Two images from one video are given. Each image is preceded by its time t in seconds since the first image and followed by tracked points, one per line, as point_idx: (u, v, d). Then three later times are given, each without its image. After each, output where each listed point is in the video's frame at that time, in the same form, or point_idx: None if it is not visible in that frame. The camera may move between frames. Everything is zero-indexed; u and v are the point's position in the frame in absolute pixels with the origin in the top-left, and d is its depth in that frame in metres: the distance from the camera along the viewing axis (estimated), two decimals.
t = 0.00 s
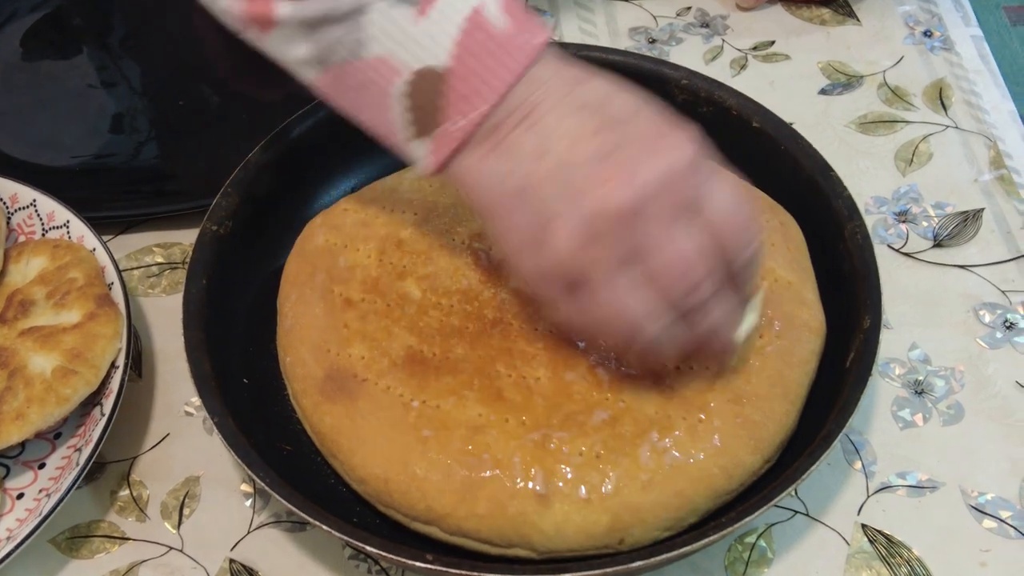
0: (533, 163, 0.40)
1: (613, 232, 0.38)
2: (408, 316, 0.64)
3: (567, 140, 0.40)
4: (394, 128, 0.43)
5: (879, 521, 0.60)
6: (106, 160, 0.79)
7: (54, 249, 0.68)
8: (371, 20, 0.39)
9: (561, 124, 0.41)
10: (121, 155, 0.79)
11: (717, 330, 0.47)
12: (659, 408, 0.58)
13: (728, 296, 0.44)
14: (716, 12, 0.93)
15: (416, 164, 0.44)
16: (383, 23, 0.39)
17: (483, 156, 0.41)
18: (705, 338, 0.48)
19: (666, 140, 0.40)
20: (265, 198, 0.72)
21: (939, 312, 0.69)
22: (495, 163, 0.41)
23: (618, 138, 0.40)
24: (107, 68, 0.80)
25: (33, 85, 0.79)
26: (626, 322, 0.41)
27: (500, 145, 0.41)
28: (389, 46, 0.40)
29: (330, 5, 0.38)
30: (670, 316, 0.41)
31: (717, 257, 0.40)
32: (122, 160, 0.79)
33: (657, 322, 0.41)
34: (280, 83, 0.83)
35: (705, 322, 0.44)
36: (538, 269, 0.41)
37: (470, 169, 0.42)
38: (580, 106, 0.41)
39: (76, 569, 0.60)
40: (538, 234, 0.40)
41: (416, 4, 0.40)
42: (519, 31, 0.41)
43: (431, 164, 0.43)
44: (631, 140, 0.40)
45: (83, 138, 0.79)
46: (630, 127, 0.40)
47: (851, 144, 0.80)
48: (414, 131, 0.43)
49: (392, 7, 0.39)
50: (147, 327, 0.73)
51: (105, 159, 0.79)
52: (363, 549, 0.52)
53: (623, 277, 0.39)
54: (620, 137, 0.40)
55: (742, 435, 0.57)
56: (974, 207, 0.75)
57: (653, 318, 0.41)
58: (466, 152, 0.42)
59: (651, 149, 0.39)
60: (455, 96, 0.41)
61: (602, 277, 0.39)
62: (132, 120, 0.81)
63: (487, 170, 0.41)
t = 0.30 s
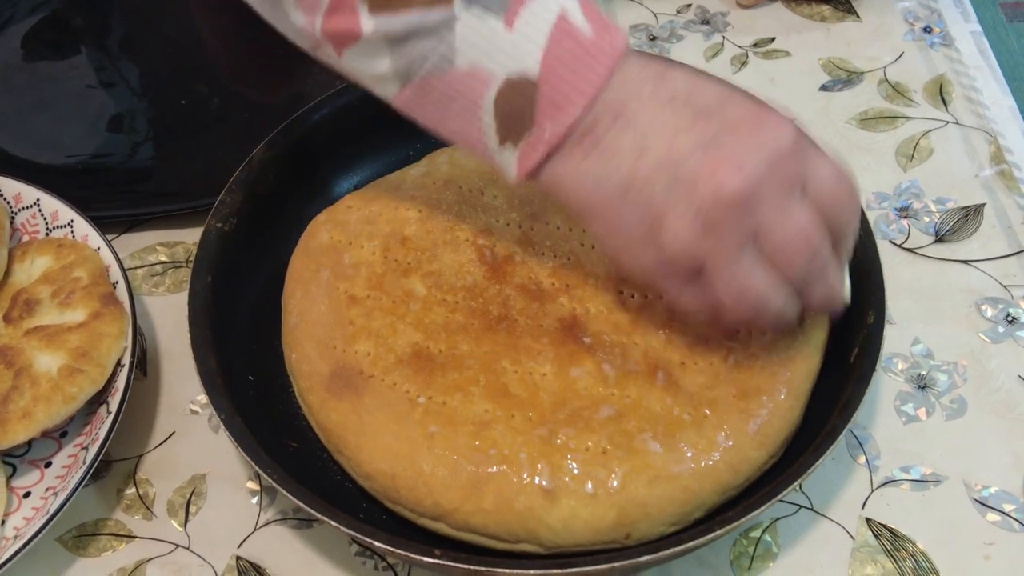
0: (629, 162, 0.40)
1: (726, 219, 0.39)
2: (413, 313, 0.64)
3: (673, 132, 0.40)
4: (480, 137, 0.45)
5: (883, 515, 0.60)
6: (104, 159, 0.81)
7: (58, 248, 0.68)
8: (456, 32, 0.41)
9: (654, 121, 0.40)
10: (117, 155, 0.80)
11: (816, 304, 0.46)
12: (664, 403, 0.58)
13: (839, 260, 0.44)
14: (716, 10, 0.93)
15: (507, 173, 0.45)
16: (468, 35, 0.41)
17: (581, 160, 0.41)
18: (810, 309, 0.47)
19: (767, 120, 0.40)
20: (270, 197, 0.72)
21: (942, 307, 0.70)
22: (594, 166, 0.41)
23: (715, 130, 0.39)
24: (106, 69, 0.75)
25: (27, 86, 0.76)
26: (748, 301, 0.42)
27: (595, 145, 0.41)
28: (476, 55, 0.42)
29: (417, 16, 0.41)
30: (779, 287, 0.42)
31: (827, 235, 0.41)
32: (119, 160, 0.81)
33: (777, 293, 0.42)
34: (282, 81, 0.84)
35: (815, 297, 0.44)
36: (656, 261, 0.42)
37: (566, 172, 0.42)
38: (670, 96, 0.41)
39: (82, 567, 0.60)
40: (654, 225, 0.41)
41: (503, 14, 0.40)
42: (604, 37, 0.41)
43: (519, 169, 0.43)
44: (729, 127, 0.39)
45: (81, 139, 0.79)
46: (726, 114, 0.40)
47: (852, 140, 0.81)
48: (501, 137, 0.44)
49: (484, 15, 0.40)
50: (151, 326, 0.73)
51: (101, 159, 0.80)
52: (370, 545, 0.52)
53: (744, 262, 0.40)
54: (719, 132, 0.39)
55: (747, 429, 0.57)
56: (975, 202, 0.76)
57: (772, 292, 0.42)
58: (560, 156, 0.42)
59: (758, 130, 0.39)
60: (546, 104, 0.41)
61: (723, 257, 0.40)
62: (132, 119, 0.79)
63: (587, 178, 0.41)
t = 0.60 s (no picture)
0: (620, 185, 0.46)
1: (717, 236, 0.46)
2: (411, 314, 0.64)
3: (645, 167, 0.46)
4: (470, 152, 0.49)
5: (878, 513, 0.60)
6: (102, 163, 0.82)
7: (57, 252, 0.69)
8: (449, 47, 0.45)
9: (645, 152, 0.47)
10: (113, 159, 0.81)
11: (816, 315, 0.52)
12: (661, 403, 0.58)
13: (831, 274, 0.50)
14: (711, 11, 0.94)
15: (496, 188, 0.50)
16: (461, 49, 0.45)
17: (568, 181, 0.47)
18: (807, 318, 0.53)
19: (754, 146, 0.47)
20: (268, 199, 0.73)
21: (936, 307, 0.70)
22: (583, 188, 0.46)
23: (703, 148, 0.47)
24: (102, 71, 0.75)
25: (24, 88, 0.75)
26: (745, 320, 0.50)
27: (584, 168, 0.47)
28: (468, 72, 0.46)
29: (408, 35, 0.45)
30: (768, 301, 0.49)
31: (823, 242, 0.49)
32: (117, 164, 0.82)
33: (772, 310, 0.50)
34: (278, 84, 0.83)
35: (809, 307, 0.51)
36: (642, 274, 0.48)
37: (552, 191, 0.47)
38: (680, 135, 0.47)
39: (83, 569, 0.60)
40: (645, 244, 0.47)
41: (495, 31, 0.45)
42: (593, 57, 0.47)
43: (507, 187, 0.48)
44: (717, 158, 0.47)
45: (79, 142, 0.79)
46: (713, 134, 0.47)
47: (847, 141, 0.81)
48: (489, 158, 0.49)
49: (474, 34, 0.45)
50: (150, 328, 0.74)
51: (97, 163, 0.81)
52: (369, 546, 0.52)
53: (739, 280, 0.48)
54: (689, 132, 0.48)
55: (743, 429, 0.57)
56: (969, 202, 0.76)
57: (756, 300, 0.49)
58: (552, 174, 0.47)
59: (740, 159, 0.47)
60: (535, 120, 0.46)
61: (720, 278, 0.47)
62: (128, 122, 0.80)
63: (578, 193, 0.47)
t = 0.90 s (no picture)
0: (549, 201, 0.41)
1: (639, 264, 0.40)
2: (404, 313, 0.64)
3: (553, 192, 0.41)
4: (404, 164, 0.45)
5: (873, 511, 0.60)
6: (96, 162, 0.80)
7: (49, 252, 0.69)
8: (387, 54, 0.42)
9: (576, 162, 0.41)
10: (108, 158, 0.80)
11: (755, 355, 0.48)
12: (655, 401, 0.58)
13: (761, 308, 0.45)
14: (704, 8, 0.94)
15: (431, 203, 0.45)
16: (400, 61, 0.42)
17: (500, 196, 0.42)
18: (741, 360, 0.49)
19: (682, 169, 0.41)
20: (260, 198, 0.72)
21: (931, 304, 0.70)
22: (516, 202, 0.42)
23: (635, 172, 0.41)
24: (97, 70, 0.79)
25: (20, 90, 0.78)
26: (666, 352, 0.43)
27: (517, 183, 0.42)
28: (403, 83, 0.42)
29: (348, 39, 0.41)
30: (689, 328, 0.42)
31: (758, 268, 0.42)
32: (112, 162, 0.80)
33: (692, 340, 0.43)
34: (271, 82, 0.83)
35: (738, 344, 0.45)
36: (570, 303, 0.43)
37: (484, 210, 0.43)
38: (596, 140, 0.42)
39: (75, 570, 0.60)
40: (567, 267, 0.42)
41: (434, 45, 0.42)
42: (537, 74, 0.43)
43: (442, 203, 0.44)
44: (645, 172, 0.41)
45: (74, 142, 0.80)
46: (647, 158, 0.41)
47: (841, 138, 0.81)
48: (424, 167, 0.44)
49: (415, 45, 0.41)
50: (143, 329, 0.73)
51: (91, 163, 0.80)
52: (361, 546, 0.52)
53: (662, 307, 0.42)
54: (625, 147, 0.42)
55: (738, 427, 0.57)
56: (964, 199, 0.76)
57: (692, 340, 0.43)
58: (483, 190, 0.43)
59: (668, 177, 0.40)
60: (472, 133, 0.42)
61: (633, 307, 0.42)
62: (122, 121, 0.80)
63: (507, 210, 0.42)
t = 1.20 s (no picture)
0: (439, 156, 0.40)
1: (512, 224, 0.39)
2: (395, 315, 0.64)
3: (465, 135, 0.40)
4: (306, 114, 0.43)
5: (865, 511, 0.60)
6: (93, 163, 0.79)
7: (40, 254, 0.68)
8: (286, 15, 0.39)
9: (468, 118, 0.40)
10: (105, 159, 0.79)
11: (643, 314, 0.47)
12: (646, 402, 0.58)
13: (639, 273, 0.44)
14: (697, 7, 0.93)
15: (333, 159, 0.44)
16: (296, 21, 0.39)
17: (394, 154, 0.41)
18: (641, 317, 0.47)
19: (564, 127, 0.40)
20: (252, 200, 0.72)
21: (923, 303, 0.70)
22: (411, 159, 0.41)
23: (514, 132, 0.39)
24: (92, 73, 0.81)
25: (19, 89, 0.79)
26: (542, 310, 0.42)
27: (411, 140, 0.41)
28: (299, 41, 0.40)
29: None
30: (580, 301, 0.42)
31: (637, 241, 0.42)
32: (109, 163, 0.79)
33: (568, 305, 0.42)
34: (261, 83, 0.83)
35: (618, 310, 0.44)
36: (456, 260, 0.42)
37: (384, 166, 0.42)
38: (488, 101, 0.40)
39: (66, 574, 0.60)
40: (448, 227, 0.41)
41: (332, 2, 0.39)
42: (434, 38, 0.41)
43: (343, 160, 0.43)
44: (522, 135, 0.39)
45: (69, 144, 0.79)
46: (529, 120, 0.40)
47: (833, 137, 0.81)
48: (325, 126, 0.43)
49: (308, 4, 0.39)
50: (135, 331, 0.73)
51: (87, 164, 0.79)
52: (352, 548, 0.52)
53: (536, 269, 0.40)
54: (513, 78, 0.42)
55: (728, 427, 0.57)
56: (956, 198, 0.76)
57: (569, 302, 0.42)
58: (381, 148, 0.42)
59: (545, 138, 0.39)
60: (364, 97, 0.41)
61: (513, 266, 0.40)
62: (117, 122, 0.81)
63: (401, 172, 0.41)
